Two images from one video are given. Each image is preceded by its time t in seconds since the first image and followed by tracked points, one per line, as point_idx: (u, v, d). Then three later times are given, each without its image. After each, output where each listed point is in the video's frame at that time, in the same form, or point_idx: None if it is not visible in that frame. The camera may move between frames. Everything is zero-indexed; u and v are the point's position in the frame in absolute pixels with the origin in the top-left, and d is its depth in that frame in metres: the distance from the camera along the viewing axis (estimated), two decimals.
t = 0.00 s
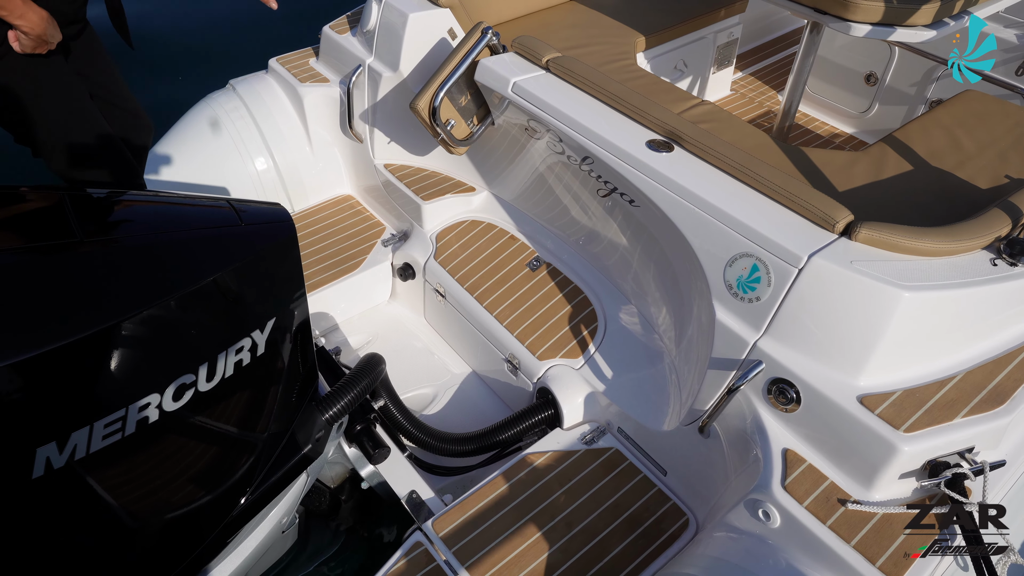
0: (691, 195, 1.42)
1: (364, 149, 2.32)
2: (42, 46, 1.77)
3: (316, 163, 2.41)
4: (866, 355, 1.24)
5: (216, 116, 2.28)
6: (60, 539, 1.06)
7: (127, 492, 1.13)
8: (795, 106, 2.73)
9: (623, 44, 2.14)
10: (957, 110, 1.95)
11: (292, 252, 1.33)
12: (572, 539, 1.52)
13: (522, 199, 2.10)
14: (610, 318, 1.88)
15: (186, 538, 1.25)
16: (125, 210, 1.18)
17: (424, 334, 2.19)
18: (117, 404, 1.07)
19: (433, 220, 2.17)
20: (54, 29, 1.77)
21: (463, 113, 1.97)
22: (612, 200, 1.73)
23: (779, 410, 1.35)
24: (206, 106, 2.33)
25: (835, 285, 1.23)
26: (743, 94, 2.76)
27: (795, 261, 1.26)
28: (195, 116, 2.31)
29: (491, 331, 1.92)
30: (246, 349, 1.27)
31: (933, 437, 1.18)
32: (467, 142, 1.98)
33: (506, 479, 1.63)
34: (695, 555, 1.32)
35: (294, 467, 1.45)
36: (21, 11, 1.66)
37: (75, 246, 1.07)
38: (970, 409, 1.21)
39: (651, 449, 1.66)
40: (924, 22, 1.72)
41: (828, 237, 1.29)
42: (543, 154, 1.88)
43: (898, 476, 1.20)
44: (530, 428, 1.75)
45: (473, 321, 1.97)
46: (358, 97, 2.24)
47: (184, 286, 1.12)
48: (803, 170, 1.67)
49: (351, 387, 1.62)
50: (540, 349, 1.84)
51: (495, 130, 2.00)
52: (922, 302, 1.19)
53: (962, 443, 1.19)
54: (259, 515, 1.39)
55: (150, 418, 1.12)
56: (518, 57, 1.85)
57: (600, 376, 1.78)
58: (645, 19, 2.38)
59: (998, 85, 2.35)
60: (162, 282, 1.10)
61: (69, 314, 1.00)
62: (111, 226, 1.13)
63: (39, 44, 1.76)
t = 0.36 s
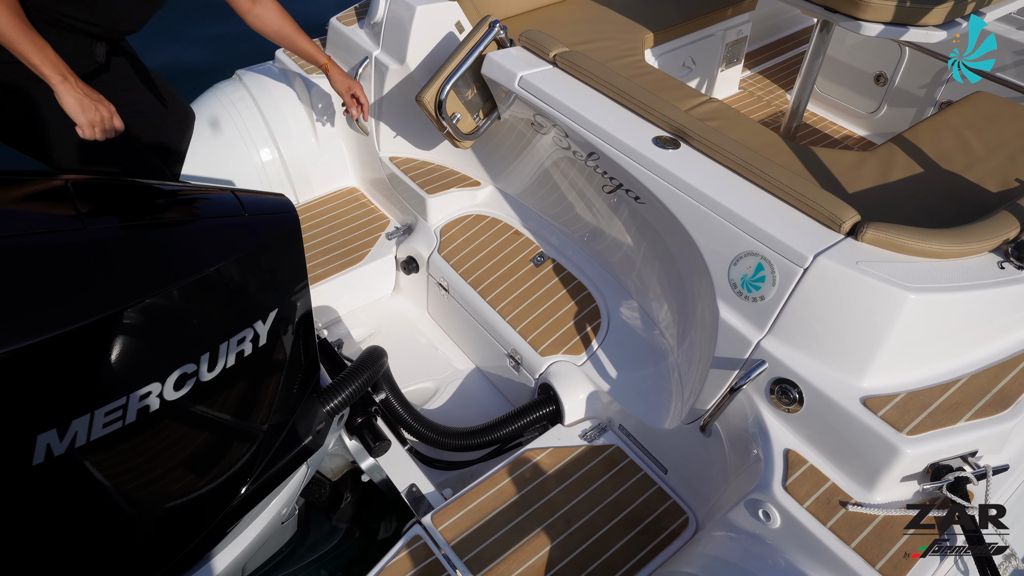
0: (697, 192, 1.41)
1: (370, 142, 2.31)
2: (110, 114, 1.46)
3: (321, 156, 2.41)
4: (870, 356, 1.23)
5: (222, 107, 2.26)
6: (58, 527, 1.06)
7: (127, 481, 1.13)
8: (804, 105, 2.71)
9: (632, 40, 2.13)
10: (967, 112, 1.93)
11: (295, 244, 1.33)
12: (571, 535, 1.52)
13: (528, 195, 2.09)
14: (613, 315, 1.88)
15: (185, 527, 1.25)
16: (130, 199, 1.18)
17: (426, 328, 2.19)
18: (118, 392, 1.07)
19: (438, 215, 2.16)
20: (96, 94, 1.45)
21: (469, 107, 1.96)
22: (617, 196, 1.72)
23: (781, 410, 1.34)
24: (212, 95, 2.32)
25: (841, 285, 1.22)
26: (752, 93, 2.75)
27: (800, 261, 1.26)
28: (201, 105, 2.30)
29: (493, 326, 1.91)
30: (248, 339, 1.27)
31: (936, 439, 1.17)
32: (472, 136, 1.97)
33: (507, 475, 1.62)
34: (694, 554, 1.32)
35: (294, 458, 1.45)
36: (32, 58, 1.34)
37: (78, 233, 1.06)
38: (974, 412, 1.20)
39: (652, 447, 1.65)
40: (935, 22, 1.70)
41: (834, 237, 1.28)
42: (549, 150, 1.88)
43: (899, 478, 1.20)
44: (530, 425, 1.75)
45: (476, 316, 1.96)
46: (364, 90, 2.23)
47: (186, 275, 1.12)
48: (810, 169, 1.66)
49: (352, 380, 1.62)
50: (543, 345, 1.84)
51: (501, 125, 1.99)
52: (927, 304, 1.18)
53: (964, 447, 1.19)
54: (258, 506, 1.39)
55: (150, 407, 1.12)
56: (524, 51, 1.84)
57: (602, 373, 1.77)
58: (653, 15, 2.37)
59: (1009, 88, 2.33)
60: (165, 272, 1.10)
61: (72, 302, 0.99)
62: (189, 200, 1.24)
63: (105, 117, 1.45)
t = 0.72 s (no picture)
0: (697, 188, 1.42)
1: (375, 137, 2.34)
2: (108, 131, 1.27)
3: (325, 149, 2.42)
4: (868, 353, 1.23)
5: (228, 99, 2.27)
6: (61, 510, 1.07)
7: (130, 467, 1.14)
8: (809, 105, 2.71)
9: (637, 36, 2.13)
10: (972, 113, 1.93)
11: (298, 235, 1.34)
12: (569, 528, 1.53)
13: (531, 190, 2.10)
14: (614, 310, 1.89)
15: (186, 513, 1.26)
16: (135, 186, 1.19)
17: (428, 321, 2.20)
18: (121, 378, 1.08)
19: (441, 209, 2.17)
20: (124, 137, 1.31)
21: (473, 101, 1.97)
22: (619, 192, 1.73)
23: (778, 405, 1.35)
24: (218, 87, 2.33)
25: (840, 281, 1.22)
26: (757, 91, 2.75)
27: (799, 257, 1.26)
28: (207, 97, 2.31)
29: (495, 320, 1.92)
30: (250, 328, 1.28)
31: (932, 436, 1.17)
32: (476, 130, 1.99)
33: (507, 467, 1.64)
34: (689, 547, 1.33)
35: (295, 447, 1.46)
36: (37, 101, 1.25)
37: (83, 221, 1.08)
38: (971, 409, 1.21)
39: (651, 442, 1.66)
40: (940, 21, 1.70)
41: (834, 233, 1.28)
42: (552, 145, 1.88)
43: (895, 474, 1.20)
44: (530, 419, 1.76)
45: (477, 310, 1.98)
46: (369, 83, 2.24)
47: (189, 264, 1.13)
48: (812, 167, 1.66)
49: (353, 371, 1.63)
50: (543, 339, 1.85)
51: (505, 120, 2.00)
52: (926, 301, 1.18)
53: (961, 444, 1.19)
54: (259, 494, 1.41)
55: (152, 393, 1.13)
56: (529, 46, 1.84)
57: (601, 368, 1.78)
58: (659, 12, 2.37)
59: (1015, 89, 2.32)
60: (169, 260, 1.11)
61: (76, 288, 1.01)
62: (230, 189, 1.30)
63: (102, 141, 1.25)
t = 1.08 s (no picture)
0: (699, 184, 1.42)
1: (380, 133, 2.35)
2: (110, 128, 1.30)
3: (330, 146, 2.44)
4: (868, 349, 1.23)
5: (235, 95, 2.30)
6: (63, 498, 1.08)
7: (132, 456, 1.15)
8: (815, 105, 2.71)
9: (641, 35, 2.14)
10: (978, 112, 1.92)
11: (301, 229, 1.35)
12: (568, 523, 1.54)
13: (535, 188, 2.11)
14: (617, 307, 1.89)
15: (189, 502, 1.28)
16: (140, 178, 1.21)
17: (432, 317, 2.21)
18: (124, 367, 1.09)
19: (445, 206, 2.19)
20: (130, 134, 1.33)
21: (477, 98, 1.98)
22: (621, 188, 1.73)
23: (778, 401, 1.35)
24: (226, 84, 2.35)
25: (840, 277, 1.22)
26: (763, 91, 2.75)
27: (800, 252, 1.26)
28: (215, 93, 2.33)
29: (497, 316, 1.93)
30: (252, 320, 1.29)
31: (931, 432, 1.17)
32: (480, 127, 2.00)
33: (508, 462, 1.64)
34: (688, 542, 1.33)
35: (296, 439, 1.47)
36: (52, 115, 1.36)
37: (88, 211, 1.09)
38: (971, 407, 1.20)
39: (651, 438, 1.67)
40: (945, 19, 1.69)
41: (834, 230, 1.29)
42: (556, 142, 1.89)
43: (894, 470, 1.20)
44: (532, 414, 1.77)
45: (480, 307, 1.99)
46: (375, 80, 2.26)
47: (194, 255, 1.15)
48: (815, 165, 1.66)
49: (356, 364, 1.64)
50: (545, 336, 1.85)
51: (509, 116, 2.01)
52: (925, 297, 1.18)
53: (960, 441, 1.19)
54: (260, 485, 1.42)
55: (155, 383, 1.14)
56: (533, 43, 1.85)
57: (603, 364, 1.79)
58: (664, 11, 2.37)
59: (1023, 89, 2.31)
60: (173, 252, 1.13)
61: (82, 277, 1.02)
62: (233, 176, 1.33)
63: (104, 134, 1.28)
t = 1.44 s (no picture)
0: (701, 188, 1.42)
1: (387, 137, 2.37)
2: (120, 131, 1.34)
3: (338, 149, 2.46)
4: (869, 354, 1.23)
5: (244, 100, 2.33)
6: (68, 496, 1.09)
7: (137, 456, 1.16)
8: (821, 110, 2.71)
9: (647, 40, 2.15)
10: (984, 117, 1.92)
11: (305, 232, 1.37)
12: (570, 526, 1.54)
13: (540, 192, 2.12)
14: (620, 312, 1.89)
15: (193, 502, 1.29)
16: (147, 181, 1.22)
17: (437, 320, 2.22)
18: (130, 367, 1.10)
19: (451, 210, 2.20)
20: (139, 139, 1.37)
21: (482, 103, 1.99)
22: (625, 193, 1.74)
23: (780, 406, 1.35)
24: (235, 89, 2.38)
25: (841, 282, 1.22)
26: (769, 96, 2.75)
27: (801, 257, 1.26)
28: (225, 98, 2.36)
29: (501, 320, 1.94)
30: (257, 322, 1.31)
31: (932, 438, 1.17)
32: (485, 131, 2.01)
33: (510, 465, 1.65)
34: (690, 547, 1.33)
35: (300, 441, 1.48)
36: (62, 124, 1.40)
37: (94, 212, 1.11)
38: (972, 412, 1.20)
39: (654, 442, 1.67)
40: (950, 24, 1.69)
41: (836, 234, 1.28)
42: (561, 146, 1.90)
43: (895, 476, 1.20)
44: (535, 418, 1.77)
45: (485, 310, 1.99)
46: (382, 84, 2.28)
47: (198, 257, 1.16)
48: (819, 170, 1.66)
49: (360, 367, 1.65)
50: (549, 339, 1.86)
51: (514, 121, 2.02)
52: (927, 302, 1.18)
53: (962, 447, 1.18)
54: (265, 486, 1.43)
55: (160, 383, 1.16)
56: (538, 48, 1.86)
57: (606, 368, 1.79)
58: (670, 16, 2.38)
59: None
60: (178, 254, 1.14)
61: (88, 277, 1.03)
62: (238, 178, 1.35)
63: (114, 137, 1.32)
